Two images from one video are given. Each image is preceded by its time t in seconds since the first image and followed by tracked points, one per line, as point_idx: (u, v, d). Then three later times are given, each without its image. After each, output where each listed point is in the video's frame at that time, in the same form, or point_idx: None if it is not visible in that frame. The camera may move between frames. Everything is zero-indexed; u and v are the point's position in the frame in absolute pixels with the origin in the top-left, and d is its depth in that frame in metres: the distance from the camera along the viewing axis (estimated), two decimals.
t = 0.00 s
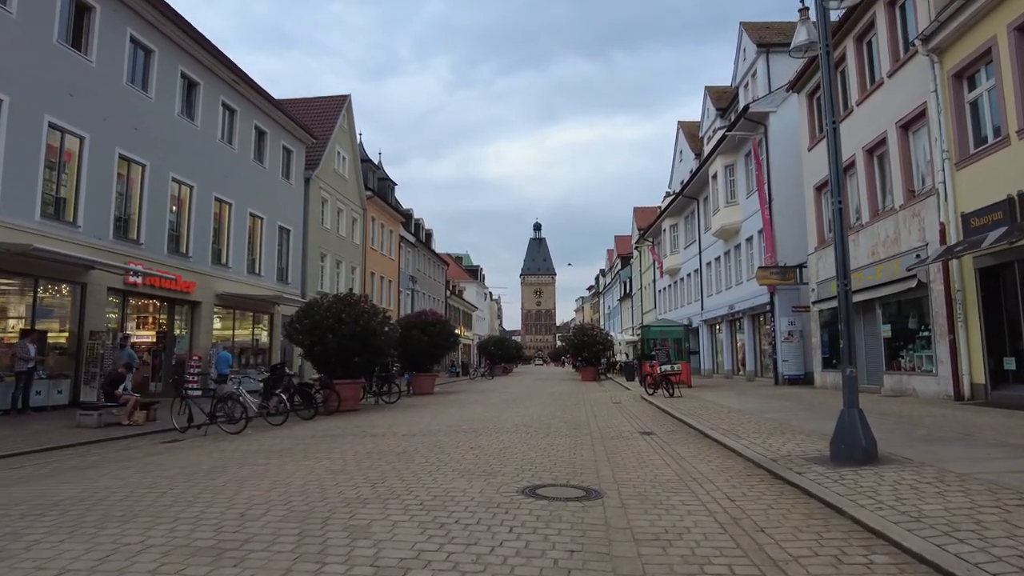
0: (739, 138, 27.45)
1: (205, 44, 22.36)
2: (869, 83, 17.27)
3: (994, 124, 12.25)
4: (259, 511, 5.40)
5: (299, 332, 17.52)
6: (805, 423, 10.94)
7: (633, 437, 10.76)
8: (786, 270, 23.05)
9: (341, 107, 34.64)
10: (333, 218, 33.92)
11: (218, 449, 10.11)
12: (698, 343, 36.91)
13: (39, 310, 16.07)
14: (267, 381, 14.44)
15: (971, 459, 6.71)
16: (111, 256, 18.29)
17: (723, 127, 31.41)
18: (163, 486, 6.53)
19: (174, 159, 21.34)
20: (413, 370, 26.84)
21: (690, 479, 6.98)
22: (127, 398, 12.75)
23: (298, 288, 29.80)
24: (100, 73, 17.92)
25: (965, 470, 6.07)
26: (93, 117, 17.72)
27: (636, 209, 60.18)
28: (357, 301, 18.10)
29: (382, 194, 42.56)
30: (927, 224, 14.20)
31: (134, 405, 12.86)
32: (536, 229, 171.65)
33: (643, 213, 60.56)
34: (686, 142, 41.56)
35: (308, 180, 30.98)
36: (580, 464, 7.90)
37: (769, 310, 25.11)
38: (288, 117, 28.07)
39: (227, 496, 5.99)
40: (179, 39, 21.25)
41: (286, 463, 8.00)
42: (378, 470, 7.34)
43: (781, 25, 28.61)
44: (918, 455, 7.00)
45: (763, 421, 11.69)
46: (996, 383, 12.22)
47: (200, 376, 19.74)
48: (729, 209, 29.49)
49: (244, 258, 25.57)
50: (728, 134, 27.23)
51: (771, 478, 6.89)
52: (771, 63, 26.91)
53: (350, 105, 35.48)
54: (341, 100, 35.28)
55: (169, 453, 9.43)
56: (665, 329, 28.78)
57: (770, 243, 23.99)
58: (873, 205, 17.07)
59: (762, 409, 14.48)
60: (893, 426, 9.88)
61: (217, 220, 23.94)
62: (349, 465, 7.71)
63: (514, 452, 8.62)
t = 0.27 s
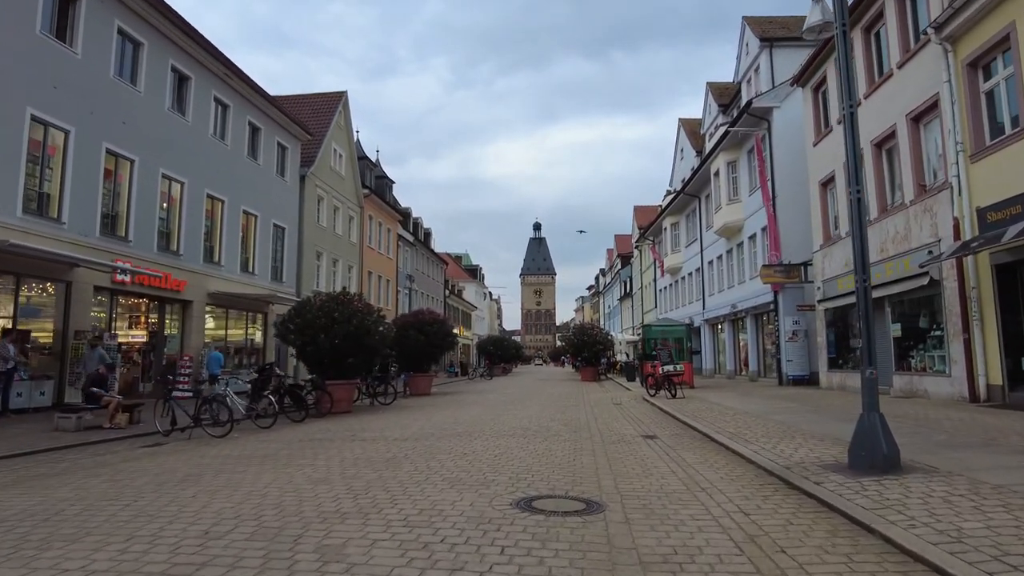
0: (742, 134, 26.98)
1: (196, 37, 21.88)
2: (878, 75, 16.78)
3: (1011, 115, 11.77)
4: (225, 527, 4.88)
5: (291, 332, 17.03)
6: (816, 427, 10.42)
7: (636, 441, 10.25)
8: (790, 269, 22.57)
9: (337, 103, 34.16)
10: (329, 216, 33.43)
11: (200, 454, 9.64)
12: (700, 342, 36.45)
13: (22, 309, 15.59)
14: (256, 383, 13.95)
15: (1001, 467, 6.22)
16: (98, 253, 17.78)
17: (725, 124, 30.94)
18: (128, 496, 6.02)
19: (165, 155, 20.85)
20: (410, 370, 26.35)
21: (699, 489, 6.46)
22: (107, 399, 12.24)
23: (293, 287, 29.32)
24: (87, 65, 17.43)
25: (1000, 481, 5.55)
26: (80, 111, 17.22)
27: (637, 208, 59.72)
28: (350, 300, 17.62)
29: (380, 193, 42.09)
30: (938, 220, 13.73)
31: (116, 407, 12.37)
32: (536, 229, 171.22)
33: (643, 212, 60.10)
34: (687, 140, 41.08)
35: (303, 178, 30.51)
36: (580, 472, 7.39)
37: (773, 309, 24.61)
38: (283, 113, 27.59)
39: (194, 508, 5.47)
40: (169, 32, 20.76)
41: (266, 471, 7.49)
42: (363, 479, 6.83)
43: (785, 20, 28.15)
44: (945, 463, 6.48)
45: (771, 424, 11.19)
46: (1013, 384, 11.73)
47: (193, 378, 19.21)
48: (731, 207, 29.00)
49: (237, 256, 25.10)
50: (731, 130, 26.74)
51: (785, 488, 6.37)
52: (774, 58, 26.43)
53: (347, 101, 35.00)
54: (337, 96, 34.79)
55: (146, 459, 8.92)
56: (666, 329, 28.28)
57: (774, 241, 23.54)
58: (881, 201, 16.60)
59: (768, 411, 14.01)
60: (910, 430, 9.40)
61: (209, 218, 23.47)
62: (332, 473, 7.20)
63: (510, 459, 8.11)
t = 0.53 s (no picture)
0: (745, 130, 26.49)
1: (188, 30, 21.39)
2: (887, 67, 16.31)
3: None
4: (181, 547, 4.35)
5: (282, 331, 16.53)
6: (829, 431, 9.89)
7: (639, 446, 9.71)
8: (794, 267, 22.06)
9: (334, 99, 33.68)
10: (325, 214, 32.94)
11: (178, 458, 9.13)
12: (701, 343, 35.93)
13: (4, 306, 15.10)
14: (242, 384, 13.45)
15: None
16: (84, 251, 17.27)
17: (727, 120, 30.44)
18: (85, 508, 5.48)
19: (155, 150, 20.36)
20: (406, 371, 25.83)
21: (709, 502, 5.93)
22: (88, 401, 11.73)
23: (287, 285, 28.82)
24: (72, 57, 16.93)
25: None
26: (64, 103, 16.72)
27: (638, 207, 59.23)
28: (343, 298, 17.10)
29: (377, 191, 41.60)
30: (951, 215, 13.24)
31: (95, 409, 11.83)
32: (535, 229, 170.73)
33: (644, 211, 59.62)
34: (688, 138, 40.59)
35: (299, 174, 30.03)
36: (579, 481, 6.86)
37: (777, 308, 24.09)
38: (278, 109, 27.12)
39: (152, 523, 4.94)
40: (159, 24, 20.26)
41: (242, 479, 6.96)
42: (344, 489, 6.30)
43: (789, 14, 27.66)
44: (976, 473, 5.96)
45: (781, 428, 10.66)
46: None
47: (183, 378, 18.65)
48: (734, 204, 28.50)
49: (230, 255, 24.62)
50: (734, 126, 26.25)
51: (803, 500, 5.84)
52: (778, 52, 25.94)
53: (344, 98, 34.50)
54: (334, 93, 34.30)
55: (119, 465, 8.38)
56: (668, 329, 27.74)
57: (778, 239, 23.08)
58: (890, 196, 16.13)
59: (774, 413, 13.50)
60: (928, 434, 8.89)
61: (201, 214, 22.98)
62: (313, 482, 6.66)
63: (504, 466, 7.58)
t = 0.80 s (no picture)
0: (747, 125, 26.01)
1: (178, 21, 20.88)
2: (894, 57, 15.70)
3: None
4: (128, 567, 3.86)
5: (272, 329, 16.03)
6: (840, 433, 9.40)
7: (641, 449, 9.21)
8: (798, 264, 21.56)
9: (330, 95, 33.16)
10: (321, 211, 32.44)
11: (154, 462, 8.63)
12: (702, 342, 35.46)
13: None
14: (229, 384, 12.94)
15: None
16: (69, 246, 16.78)
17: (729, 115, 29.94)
18: (33, 520, 4.98)
19: (143, 144, 19.86)
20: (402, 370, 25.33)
21: (717, 512, 5.45)
22: (64, 401, 11.26)
23: (281, 283, 28.33)
24: (55, 46, 16.42)
25: None
26: (48, 94, 16.22)
27: (638, 206, 58.73)
28: (335, 295, 16.59)
29: (374, 188, 41.09)
30: (965, 208, 12.76)
31: (73, 409, 11.31)
32: (535, 228, 170.24)
33: (645, 209, 59.13)
34: (689, 135, 40.09)
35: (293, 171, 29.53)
36: (576, 488, 6.37)
37: (780, 307, 23.60)
38: (271, 103, 26.63)
39: (103, 536, 4.44)
40: (148, 15, 19.75)
41: (214, 484, 6.47)
42: (321, 498, 5.81)
43: (792, 7, 27.15)
44: (1008, 480, 5.48)
45: (789, 430, 10.16)
46: None
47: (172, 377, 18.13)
48: (735, 201, 28.01)
49: (222, 252, 24.14)
50: (736, 121, 25.74)
51: (821, 510, 5.35)
52: (781, 45, 25.43)
53: (340, 93, 33.97)
54: (330, 88, 33.78)
55: (88, 469, 7.88)
56: (669, 327, 27.25)
57: (780, 235, 22.63)
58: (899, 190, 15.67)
59: (781, 414, 13.01)
60: (946, 437, 8.41)
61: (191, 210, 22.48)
62: (289, 489, 6.17)
63: (497, 472, 7.09)
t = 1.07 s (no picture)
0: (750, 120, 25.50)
1: (167, 12, 20.34)
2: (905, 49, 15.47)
3: None
4: None
5: (262, 328, 15.53)
6: (854, 438, 8.89)
7: (644, 455, 8.69)
8: (803, 262, 21.08)
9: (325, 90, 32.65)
10: (316, 208, 31.93)
11: (128, 469, 8.12)
12: (704, 341, 34.98)
13: None
14: (212, 385, 12.47)
15: None
16: (52, 243, 16.25)
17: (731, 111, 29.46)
18: None
19: (131, 138, 19.31)
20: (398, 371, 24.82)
21: (733, 529, 4.92)
22: (39, 404, 10.76)
23: (275, 281, 27.81)
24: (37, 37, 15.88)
25: None
26: (29, 86, 15.68)
27: (638, 204, 58.25)
28: (327, 293, 16.08)
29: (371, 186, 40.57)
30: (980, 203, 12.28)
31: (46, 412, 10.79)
32: (534, 228, 169.85)
33: (645, 208, 58.64)
34: (690, 132, 39.59)
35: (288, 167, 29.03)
36: (576, 501, 5.86)
37: (784, 306, 23.11)
38: (264, 98, 26.12)
39: (42, 562, 3.94)
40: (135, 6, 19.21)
41: (182, 496, 5.96)
42: (296, 513, 5.30)
43: None
44: None
45: (800, 434, 9.64)
46: None
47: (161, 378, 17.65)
48: (738, 198, 27.51)
49: (213, 250, 23.64)
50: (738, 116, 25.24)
51: (846, 528, 4.82)
52: (785, 39, 24.93)
53: (336, 89, 33.44)
54: (325, 84, 33.25)
55: (54, 478, 7.36)
56: (670, 327, 26.74)
57: (784, 232, 22.17)
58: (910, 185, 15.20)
59: (788, 416, 12.52)
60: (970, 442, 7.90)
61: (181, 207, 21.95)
62: (261, 502, 5.65)
63: (490, 482, 6.57)
